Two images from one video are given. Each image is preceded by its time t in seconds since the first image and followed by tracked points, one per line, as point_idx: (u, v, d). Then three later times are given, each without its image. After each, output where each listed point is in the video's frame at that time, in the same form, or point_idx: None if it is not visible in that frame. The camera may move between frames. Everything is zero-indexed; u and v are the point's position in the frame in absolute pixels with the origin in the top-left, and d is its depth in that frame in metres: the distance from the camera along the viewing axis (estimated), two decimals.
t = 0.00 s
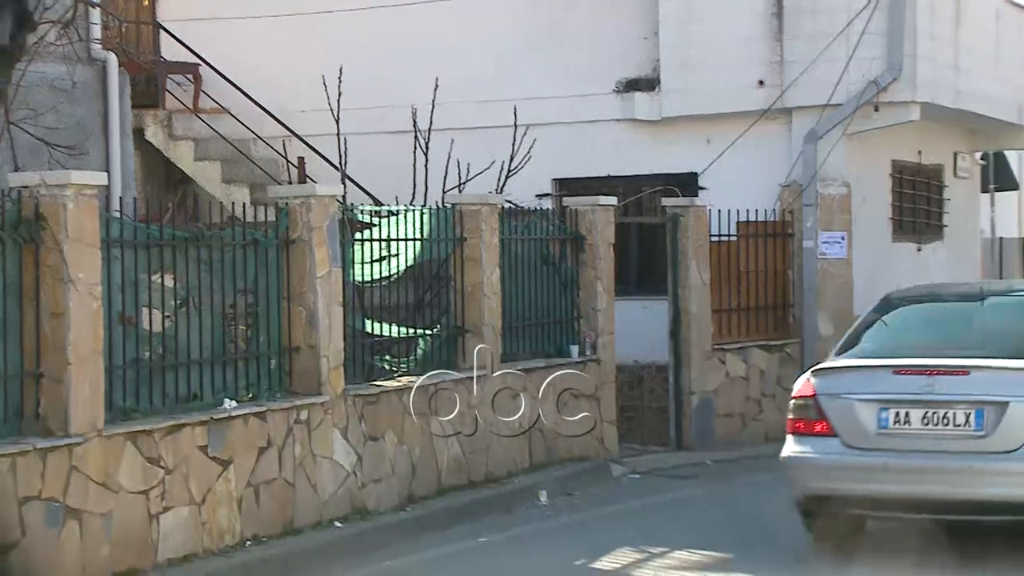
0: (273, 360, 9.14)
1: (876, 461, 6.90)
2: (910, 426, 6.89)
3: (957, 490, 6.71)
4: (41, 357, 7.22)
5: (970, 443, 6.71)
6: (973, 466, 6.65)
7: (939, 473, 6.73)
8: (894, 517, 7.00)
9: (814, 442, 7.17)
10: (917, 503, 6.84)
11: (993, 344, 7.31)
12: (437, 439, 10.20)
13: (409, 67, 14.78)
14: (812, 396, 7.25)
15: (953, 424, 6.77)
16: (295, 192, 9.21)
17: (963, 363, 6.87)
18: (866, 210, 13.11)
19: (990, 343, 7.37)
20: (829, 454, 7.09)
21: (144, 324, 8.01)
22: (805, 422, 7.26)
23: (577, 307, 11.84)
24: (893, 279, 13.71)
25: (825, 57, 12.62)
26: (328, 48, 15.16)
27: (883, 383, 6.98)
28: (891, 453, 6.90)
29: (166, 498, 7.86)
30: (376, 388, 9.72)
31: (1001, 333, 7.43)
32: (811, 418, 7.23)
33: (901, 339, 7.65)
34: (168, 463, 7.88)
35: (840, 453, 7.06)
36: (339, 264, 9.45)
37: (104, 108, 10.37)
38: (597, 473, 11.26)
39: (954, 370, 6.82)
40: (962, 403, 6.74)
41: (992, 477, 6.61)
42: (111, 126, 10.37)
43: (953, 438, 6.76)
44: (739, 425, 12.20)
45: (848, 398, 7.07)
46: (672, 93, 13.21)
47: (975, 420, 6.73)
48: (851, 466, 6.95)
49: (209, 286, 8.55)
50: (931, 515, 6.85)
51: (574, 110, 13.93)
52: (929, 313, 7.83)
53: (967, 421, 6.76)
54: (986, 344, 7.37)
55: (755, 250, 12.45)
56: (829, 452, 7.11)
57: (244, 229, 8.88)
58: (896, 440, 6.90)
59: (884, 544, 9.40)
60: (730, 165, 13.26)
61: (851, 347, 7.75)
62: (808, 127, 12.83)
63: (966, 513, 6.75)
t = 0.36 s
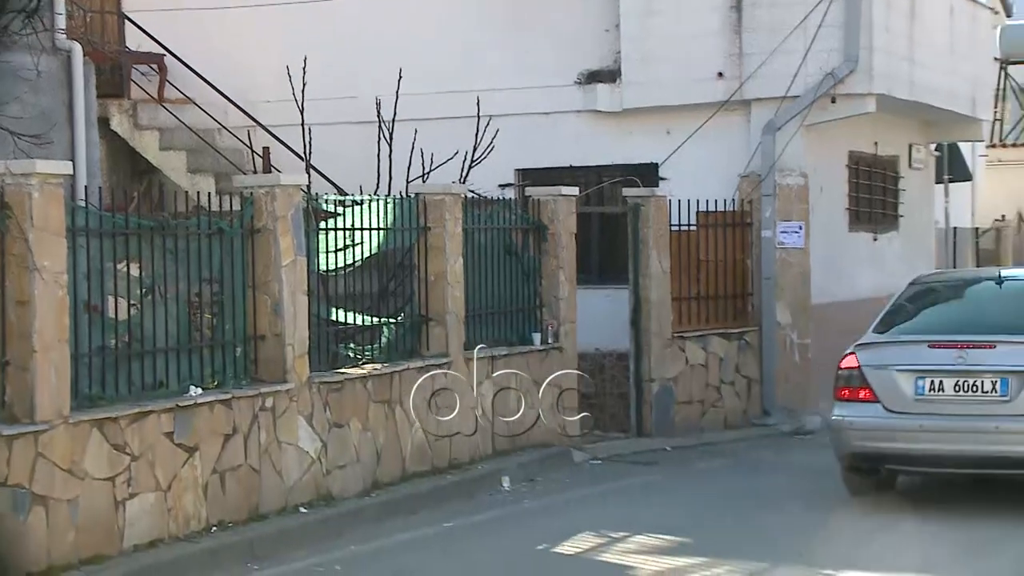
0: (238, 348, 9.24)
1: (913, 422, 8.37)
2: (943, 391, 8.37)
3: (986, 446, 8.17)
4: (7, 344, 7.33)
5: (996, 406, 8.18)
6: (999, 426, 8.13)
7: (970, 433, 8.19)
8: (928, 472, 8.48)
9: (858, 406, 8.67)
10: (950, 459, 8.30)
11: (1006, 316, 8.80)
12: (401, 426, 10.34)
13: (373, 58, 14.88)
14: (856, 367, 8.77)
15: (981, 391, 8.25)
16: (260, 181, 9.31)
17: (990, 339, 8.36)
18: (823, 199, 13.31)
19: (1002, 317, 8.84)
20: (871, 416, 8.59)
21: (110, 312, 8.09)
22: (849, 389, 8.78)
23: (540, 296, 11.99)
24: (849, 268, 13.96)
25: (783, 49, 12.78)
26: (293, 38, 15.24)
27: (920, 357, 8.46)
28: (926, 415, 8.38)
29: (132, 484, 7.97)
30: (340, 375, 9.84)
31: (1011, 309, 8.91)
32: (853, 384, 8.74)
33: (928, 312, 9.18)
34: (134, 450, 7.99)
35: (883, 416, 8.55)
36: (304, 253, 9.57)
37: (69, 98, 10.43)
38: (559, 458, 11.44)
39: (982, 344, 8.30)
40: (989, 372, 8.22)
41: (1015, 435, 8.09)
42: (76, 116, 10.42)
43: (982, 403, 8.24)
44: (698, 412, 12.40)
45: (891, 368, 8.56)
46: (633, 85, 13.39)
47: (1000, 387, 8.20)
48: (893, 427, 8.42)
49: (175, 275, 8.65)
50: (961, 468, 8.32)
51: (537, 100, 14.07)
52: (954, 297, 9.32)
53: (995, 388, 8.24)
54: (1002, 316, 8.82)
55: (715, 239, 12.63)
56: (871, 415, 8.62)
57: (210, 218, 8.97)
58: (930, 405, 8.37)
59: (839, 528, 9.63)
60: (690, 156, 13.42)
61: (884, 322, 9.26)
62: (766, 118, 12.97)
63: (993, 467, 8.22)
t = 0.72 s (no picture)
0: (208, 340, 9.36)
1: (928, 396, 9.68)
2: (954, 369, 9.68)
3: (992, 416, 9.47)
4: None
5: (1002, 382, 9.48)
6: (1003, 399, 9.44)
7: (977, 405, 9.50)
8: (941, 440, 9.78)
9: (878, 382, 9.98)
10: (961, 428, 9.59)
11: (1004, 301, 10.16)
12: (369, 418, 10.49)
13: (341, 55, 15.01)
14: (876, 348, 10.07)
15: (987, 368, 9.56)
16: (229, 176, 9.44)
17: (994, 323, 9.67)
18: (784, 195, 13.53)
19: (1001, 302, 10.19)
20: (890, 391, 9.89)
21: (81, 306, 8.21)
22: (870, 367, 10.09)
23: (507, 290, 12.16)
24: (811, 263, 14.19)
25: (745, 48, 12.98)
26: (262, 35, 15.37)
27: (933, 339, 9.77)
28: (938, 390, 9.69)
29: (103, 475, 8.09)
30: (310, 367, 9.99)
31: (1008, 296, 10.26)
32: (873, 362, 10.05)
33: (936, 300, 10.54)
34: (104, 442, 8.12)
35: (900, 391, 9.85)
36: (273, 247, 9.71)
37: (40, 93, 10.52)
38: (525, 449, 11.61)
39: (989, 327, 9.61)
40: (995, 352, 9.53)
41: (1017, 407, 9.40)
42: (47, 111, 10.51)
43: (989, 379, 9.55)
44: (662, 404, 12.61)
45: (907, 348, 9.87)
46: (598, 83, 13.57)
47: (1005, 364, 9.51)
48: (910, 400, 9.72)
49: (145, 269, 8.76)
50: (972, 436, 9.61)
51: (504, 97, 14.22)
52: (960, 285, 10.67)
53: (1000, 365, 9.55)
54: (1001, 301, 10.18)
55: (679, 234, 12.83)
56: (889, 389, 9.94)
57: (180, 213, 9.10)
58: (943, 381, 9.69)
59: (798, 518, 9.84)
60: (654, 153, 13.60)
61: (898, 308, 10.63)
62: (729, 115, 13.18)
63: (1001, 435, 9.51)
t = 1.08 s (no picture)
0: (171, 336, 9.42)
1: (919, 381, 10.58)
2: (942, 355, 10.59)
3: (979, 399, 10.40)
4: None
5: (987, 368, 10.41)
6: (988, 383, 10.38)
7: (965, 389, 10.42)
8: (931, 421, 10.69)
9: (871, 368, 10.85)
10: (949, 410, 10.51)
11: (986, 297, 11.16)
12: (332, 414, 10.56)
13: (305, 53, 15.06)
14: (869, 337, 10.91)
15: (972, 355, 10.48)
16: (192, 173, 9.49)
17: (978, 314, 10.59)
18: (743, 193, 13.69)
19: (983, 298, 11.19)
20: (882, 376, 10.77)
21: (43, 303, 8.25)
22: (865, 354, 10.94)
23: (469, 287, 12.26)
24: (769, 260, 14.38)
25: (705, 47, 13.12)
26: (225, 32, 15.42)
27: (922, 328, 10.65)
28: (927, 375, 10.59)
29: (65, 471, 8.14)
30: (273, 363, 10.05)
31: (990, 289, 11.27)
32: (868, 350, 10.89)
33: (923, 294, 11.54)
34: (67, 438, 8.17)
35: (892, 376, 10.74)
36: (236, 244, 9.77)
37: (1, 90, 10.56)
38: (487, 445, 11.70)
39: (973, 317, 10.52)
40: (979, 340, 10.45)
41: (1001, 390, 10.34)
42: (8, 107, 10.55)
43: (974, 365, 10.47)
44: (622, 399, 12.75)
45: (898, 336, 10.75)
46: (558, 82, 13.69)
47: (988, 351, 10.44)
48: (902, 386, 10.61)
49: (109, 265, 8.81)
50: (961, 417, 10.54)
51: (467, 95, 14.32)
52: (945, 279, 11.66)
53: (984, 352, 10.48)
54: (984, 297, 11.18)
55: (639, 231, 12.96)
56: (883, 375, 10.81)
57: (142, 210, 9.14)
58: (931, 367, 10.58)
59: (756, 511, 9.98)
60: (615, 151, 13.73)
61: (890, 302, 11.63)
62: (689, 114, 13.32)
63: (987, 415, 10.45)
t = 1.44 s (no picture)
0: (139, 334, 9.54)
1: (899, 369, 11.55)
2: (921, 347, 11.56)
3: (954, 387, 11.33)
4: None
5: (962, 359, 11.36)
6: (962, 371, 11.31)
7: (941, 378, 11.36)
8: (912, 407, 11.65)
9: (855, 358, 11.84)
10: (928, 397, 11.46)
11: (961, 294, 12.20)
12: (299, 410, 10.70)
13: (273, 55, 15.20)
14: (854, 330, 11.91)
15: (948, 345, 11.43)
16: (160, 172, 9.60)
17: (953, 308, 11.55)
18: (704, 192, 13.91)
19: (957, 294, 12.23)
20: (866, 366, 11.75)
21: (11, 301, 8.36)
22: (850, 345, 11.94)
23: (434, 285, 12.43)
24: (730, 259, 14.60)
25: (667, 50, 13.32)
26: (193, 33, 15.55)
27: (903, 322, 11.63)
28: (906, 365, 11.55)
29: (33, 467, 8.27)
30: (240, 360, 10.18)
31: (964, 287, 12.31)
32: (852, 340, 11.90)
33: (903, 290, 12.56)
34: (35, 435, 8.30)
35: (874, 366, 11.72)
36: (204, 242, 9.90)
37: None
38: (452, 441, 11.88)
39: (949, 311, 11.49)
40: (954, 333, 11.41)
41: (972, 378, 11.27)
42: None
43: (949, 355, 11.42)
44: (586, 396, 12.94)
45: (880, 329, 11.73)
46: (523, 83, 13.86)
47: (963, 342, 11.39)
48: (884, 375, 11.58)
49: (77, 264, 8.93)
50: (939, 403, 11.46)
51: (432, 96, 14.48)
52: (923, 276, 12.70)
53: (958, 344, 11.43)
54: (958, 294, 12.21)
55: (601, 231, 13.16)
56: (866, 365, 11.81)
57: (110, 209, 9.27)
58: (910, 357, 11.54)
59: (716, 505, 10.19)
60: (578, 151, 13.92)
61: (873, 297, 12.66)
62: (651, 115, 13.51)
63: (962, 402, 11.39)
